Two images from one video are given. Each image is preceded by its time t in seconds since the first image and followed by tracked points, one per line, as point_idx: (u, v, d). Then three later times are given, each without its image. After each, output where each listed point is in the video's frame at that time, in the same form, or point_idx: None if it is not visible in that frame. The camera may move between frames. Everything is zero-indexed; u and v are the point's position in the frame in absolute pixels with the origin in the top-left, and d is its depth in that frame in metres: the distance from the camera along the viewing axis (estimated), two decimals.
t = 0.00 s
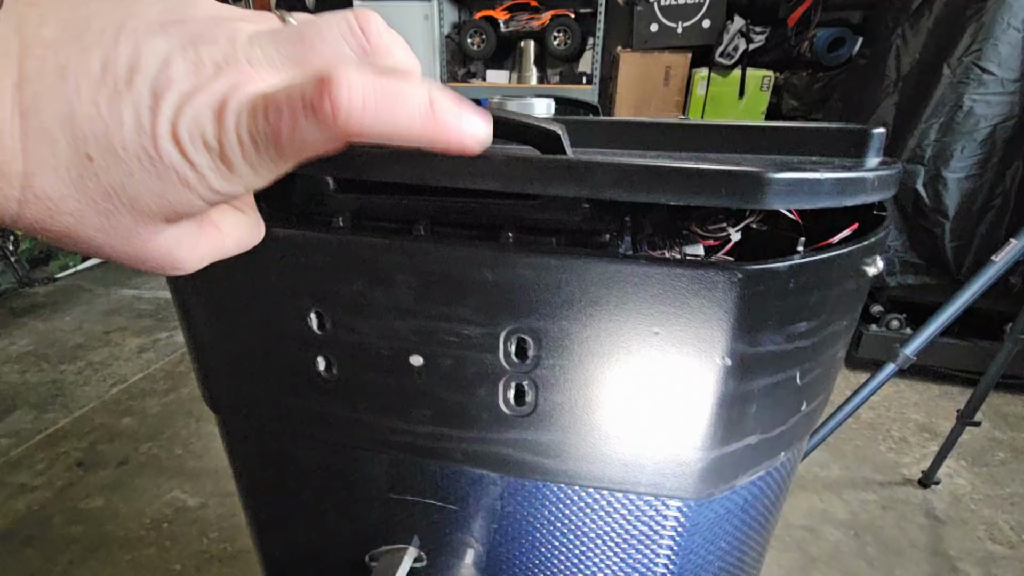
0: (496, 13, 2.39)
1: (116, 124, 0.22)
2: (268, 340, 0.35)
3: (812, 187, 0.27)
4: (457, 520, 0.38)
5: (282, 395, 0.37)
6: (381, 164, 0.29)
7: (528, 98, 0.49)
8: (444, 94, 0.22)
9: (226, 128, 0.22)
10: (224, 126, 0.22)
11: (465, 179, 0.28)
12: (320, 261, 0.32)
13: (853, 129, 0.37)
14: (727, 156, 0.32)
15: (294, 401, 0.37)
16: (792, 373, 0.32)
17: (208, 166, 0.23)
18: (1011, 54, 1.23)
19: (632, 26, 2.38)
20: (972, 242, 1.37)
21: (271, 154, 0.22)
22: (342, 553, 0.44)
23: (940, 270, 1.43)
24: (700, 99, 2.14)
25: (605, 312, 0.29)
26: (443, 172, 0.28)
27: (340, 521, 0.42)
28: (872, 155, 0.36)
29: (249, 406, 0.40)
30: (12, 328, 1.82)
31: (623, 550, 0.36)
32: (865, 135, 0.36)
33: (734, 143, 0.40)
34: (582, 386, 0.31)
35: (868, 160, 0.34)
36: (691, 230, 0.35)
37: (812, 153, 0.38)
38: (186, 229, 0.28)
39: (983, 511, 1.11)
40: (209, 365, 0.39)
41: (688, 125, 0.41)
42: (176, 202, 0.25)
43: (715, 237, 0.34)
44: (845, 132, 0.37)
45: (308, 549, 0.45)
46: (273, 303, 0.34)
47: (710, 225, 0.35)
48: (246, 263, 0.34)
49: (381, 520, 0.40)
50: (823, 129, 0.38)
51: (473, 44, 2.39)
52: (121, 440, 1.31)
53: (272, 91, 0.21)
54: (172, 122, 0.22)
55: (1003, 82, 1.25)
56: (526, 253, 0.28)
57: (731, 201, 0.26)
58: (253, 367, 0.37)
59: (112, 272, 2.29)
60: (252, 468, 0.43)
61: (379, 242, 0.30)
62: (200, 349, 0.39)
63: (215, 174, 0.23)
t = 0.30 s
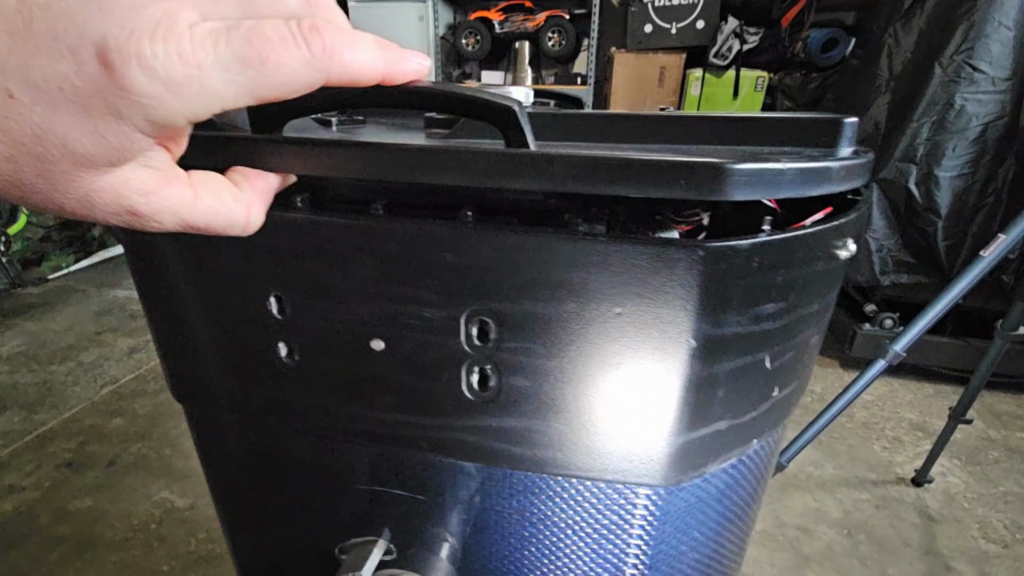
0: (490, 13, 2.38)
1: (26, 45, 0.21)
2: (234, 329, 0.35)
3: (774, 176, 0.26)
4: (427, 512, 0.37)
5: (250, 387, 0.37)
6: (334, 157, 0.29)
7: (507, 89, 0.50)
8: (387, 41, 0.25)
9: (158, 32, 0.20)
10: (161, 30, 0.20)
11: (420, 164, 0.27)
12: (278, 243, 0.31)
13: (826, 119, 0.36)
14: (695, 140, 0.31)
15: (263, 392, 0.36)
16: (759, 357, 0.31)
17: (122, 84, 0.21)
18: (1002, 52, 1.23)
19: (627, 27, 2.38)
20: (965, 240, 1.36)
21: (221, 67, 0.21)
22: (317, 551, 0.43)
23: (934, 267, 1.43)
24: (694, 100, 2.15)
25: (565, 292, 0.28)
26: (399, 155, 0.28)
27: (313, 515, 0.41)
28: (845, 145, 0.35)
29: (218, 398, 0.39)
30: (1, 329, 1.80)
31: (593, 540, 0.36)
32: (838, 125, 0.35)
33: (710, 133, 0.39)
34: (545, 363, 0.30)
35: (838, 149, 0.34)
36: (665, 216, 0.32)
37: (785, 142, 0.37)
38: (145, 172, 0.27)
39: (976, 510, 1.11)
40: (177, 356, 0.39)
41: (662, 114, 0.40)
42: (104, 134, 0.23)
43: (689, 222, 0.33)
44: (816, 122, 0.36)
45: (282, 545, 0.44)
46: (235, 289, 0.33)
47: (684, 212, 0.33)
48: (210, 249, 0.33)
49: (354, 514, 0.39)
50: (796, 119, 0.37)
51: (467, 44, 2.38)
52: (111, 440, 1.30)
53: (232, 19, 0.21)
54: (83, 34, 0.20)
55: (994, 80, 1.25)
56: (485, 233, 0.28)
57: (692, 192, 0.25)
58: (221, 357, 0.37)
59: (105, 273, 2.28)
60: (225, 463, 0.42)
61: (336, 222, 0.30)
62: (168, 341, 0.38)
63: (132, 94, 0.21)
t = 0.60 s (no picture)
0: (487, 16, 2.38)
1: None
2: (226, 328, 0.35)
3: (764, 157, 0.26)
4: (419, 509, 0.37)
5: (242, 386, 0.37)
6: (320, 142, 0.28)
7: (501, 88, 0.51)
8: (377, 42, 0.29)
9: None
10: None
11: (406, 150, 0.27)
12: (267, 241, 0.31)
13: (818, 111, 0.36)
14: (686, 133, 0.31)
15: (255, 392, 0.36)
16: (750, 354, 0.31)
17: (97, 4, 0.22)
18: (997, 54, 1.24)
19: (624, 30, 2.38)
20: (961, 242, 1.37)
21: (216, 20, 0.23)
22: (311, 552, 0.42)
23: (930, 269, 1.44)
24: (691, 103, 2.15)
25: (554, 289, 0.28)
26: (386, 140, 0.27)
27: (306, 515, 0.41)
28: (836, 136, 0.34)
29: (211, 397, 0.39)
30: None
31: (585, 539, 0.35)
32: (830, 115, 0.35)
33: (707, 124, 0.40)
34: (535, 357, 0.30)
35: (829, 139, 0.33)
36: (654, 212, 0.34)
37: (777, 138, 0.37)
38: (129, 124, 0.26)
39: (974, 511, 1.11)
40: (170, 356, 0.39)
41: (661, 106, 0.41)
42: (79, 65, 0.23)
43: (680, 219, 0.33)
44: (809, 115, 0.36)
45: (276, 547, 0.44)
46: (226, 287, 0.33)
47: (677, 208, 0.34)
48: (202, 247, 0.33)
49: (348, 513, 0.39)
50: (792, 112, 0.37)
51: (465, 47, 2.38)
52: (107, 444, 1.29)
53: None
54: None
55: (989, 82, 1.25)
56: (474, 227, 0.28)
57: (678, 169, 0.25)
58: (212, 356, 0.36)
59: (102, 276, 2.27)
60: (218, 463, 0.42)
61: (325, 218, 0.29)
62: (160, 340, 0.38)
63: (109, 16, 0.22)
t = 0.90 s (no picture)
0: (485, 19, 2.38)
1: None
2: (221, 339, 0.34)
3: (776, 165, 0.25)
4: (421, 524, 0.36)
5: (237, 397, 0.36)
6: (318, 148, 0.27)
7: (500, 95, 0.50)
8: (384, 54, 0.29)
9: None
10: None
11: (405, 160, 0.26)
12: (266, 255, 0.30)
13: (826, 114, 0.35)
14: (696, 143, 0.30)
15: (250, 403, 0.36)
16: (760, 368, 0.31)
17: None
18: (996, 57, 1.23)
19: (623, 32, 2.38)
20: (961, 246, 1.35)
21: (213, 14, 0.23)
22: (307, 564, 0.42)
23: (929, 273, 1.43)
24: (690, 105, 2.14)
25: (559, 303, 0.27)
26: (385, 149, 0.26)
27: (302, 527, 0.40)
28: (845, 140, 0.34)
29: (205, 407, 0.38)
30: None
31: (591, 556, 0.35)
32: (838, 118, 0.34)
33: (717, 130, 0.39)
34: (539, 372, 0.29)
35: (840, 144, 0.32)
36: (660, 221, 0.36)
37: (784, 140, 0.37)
38: (121, 128, 0.25)
39: (974, 515, 1.10)
40: (164, 365, 0.38)
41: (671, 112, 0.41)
42: (69, 58, 0.23)
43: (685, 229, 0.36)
44: (817, 115, 0.36)
45: (272, 558, 0.43)
46: (223, 298, 0.33)
47: (683, 217, 0.36)
48: (198, 257, 0.32)
49: (346, 526, 0.39)
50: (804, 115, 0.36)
51: (464, 50, 2.37)
52: (103, 450, 1.28)
53: None
54: None
55: (988, 85, 1.25)
56: (478, 242, 0.27)
57: (688, 178, 0.24)
58: (207, 366, 0.36)
59: (99, 280, 2.26)
60: (213, 474, 0.41)
61: (325, 232, 0.29)
62: (154, 349, 0.38)
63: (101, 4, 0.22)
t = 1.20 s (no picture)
0: (484, 22, 2.38)
1: None
2: (226, 345, 0.34)
3: (788, 171, 0.25)
4: (428, 531, 0.36)
5: (241, 402, 0.36)
6: (334, 159, 0.28)
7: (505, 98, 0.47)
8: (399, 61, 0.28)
9: None
10: None
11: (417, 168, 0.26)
12: (273, 260, 0.30)
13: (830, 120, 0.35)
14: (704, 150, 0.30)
15: (254, 408, 0.36)
16: (769, 374, 0.30)
17: None
18: (994, 60, 1.24)
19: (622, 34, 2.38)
20: (959, 250, 1.36)
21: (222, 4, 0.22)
22: (310, 568, 0.42)
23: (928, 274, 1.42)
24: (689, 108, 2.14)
25: (569, 311, 0.27)
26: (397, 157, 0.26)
27: (306, 532, 0.40)
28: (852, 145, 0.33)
29: (209, 412, 0.38)
30: None
31: (599, 562, 0.35)
32: (846, 125, 0.33)
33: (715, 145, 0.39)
34: (549, 379, 0.29)
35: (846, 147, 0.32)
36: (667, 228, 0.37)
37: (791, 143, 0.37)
38: (133, 120, 0.24)
39: (974, 517, 1.10)
40: (167, 370, 0.38)
41: (682, 120, 0.40)
42: (79, 44, 0.22)
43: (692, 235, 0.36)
44: (823, 123, 0.36)
45: (275, 563, 0.43)
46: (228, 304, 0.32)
47: (690, 223, 0.37)
48: (203, 262, 0.32)
49: (351, 532, 0.38)
50: (802, 121, 0.37)
51: (463, 53, 2.37)
52: (102, 453, 1.28)
53: None
54: None
55: (987, 88, 1.26)
56: (488, 249, 0.27)
57: (703, 184, 0.24)
58: (211, 371, 0.36)
59: (99, 283, 2.26)
60: (216, 480, 0.41)
61: (334, 238, 0.29)
62: (159, 353, 0.37)
63: None
